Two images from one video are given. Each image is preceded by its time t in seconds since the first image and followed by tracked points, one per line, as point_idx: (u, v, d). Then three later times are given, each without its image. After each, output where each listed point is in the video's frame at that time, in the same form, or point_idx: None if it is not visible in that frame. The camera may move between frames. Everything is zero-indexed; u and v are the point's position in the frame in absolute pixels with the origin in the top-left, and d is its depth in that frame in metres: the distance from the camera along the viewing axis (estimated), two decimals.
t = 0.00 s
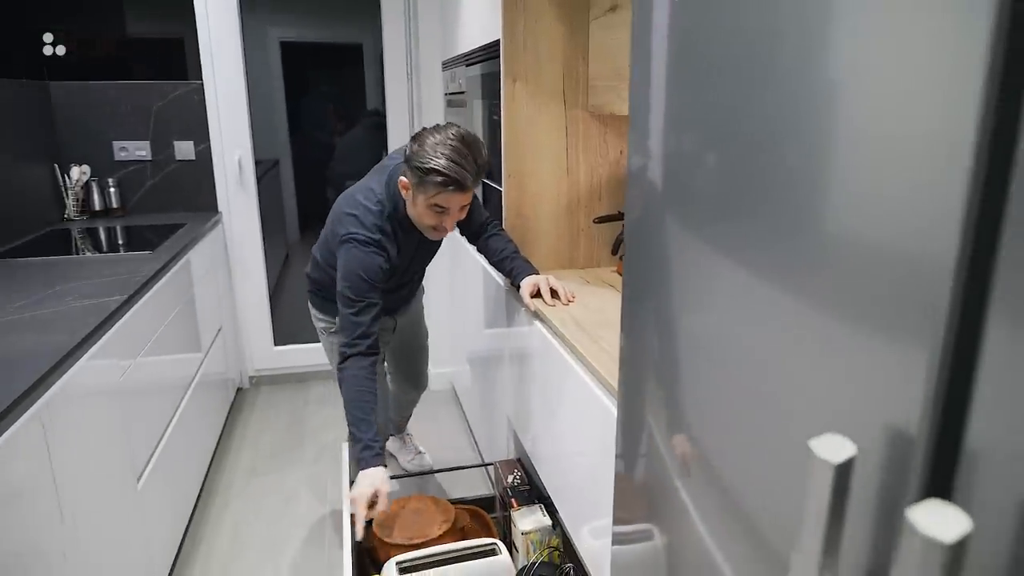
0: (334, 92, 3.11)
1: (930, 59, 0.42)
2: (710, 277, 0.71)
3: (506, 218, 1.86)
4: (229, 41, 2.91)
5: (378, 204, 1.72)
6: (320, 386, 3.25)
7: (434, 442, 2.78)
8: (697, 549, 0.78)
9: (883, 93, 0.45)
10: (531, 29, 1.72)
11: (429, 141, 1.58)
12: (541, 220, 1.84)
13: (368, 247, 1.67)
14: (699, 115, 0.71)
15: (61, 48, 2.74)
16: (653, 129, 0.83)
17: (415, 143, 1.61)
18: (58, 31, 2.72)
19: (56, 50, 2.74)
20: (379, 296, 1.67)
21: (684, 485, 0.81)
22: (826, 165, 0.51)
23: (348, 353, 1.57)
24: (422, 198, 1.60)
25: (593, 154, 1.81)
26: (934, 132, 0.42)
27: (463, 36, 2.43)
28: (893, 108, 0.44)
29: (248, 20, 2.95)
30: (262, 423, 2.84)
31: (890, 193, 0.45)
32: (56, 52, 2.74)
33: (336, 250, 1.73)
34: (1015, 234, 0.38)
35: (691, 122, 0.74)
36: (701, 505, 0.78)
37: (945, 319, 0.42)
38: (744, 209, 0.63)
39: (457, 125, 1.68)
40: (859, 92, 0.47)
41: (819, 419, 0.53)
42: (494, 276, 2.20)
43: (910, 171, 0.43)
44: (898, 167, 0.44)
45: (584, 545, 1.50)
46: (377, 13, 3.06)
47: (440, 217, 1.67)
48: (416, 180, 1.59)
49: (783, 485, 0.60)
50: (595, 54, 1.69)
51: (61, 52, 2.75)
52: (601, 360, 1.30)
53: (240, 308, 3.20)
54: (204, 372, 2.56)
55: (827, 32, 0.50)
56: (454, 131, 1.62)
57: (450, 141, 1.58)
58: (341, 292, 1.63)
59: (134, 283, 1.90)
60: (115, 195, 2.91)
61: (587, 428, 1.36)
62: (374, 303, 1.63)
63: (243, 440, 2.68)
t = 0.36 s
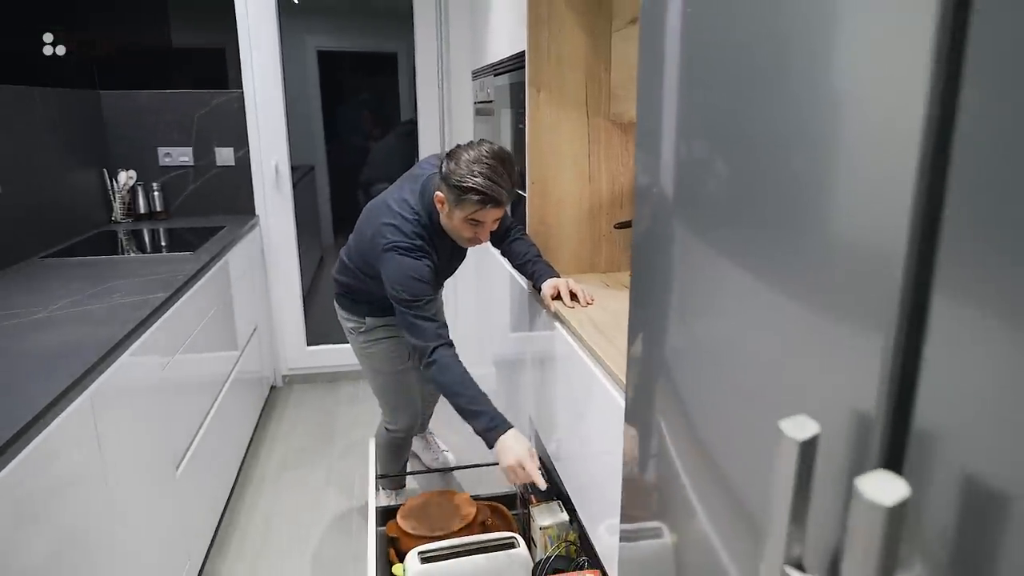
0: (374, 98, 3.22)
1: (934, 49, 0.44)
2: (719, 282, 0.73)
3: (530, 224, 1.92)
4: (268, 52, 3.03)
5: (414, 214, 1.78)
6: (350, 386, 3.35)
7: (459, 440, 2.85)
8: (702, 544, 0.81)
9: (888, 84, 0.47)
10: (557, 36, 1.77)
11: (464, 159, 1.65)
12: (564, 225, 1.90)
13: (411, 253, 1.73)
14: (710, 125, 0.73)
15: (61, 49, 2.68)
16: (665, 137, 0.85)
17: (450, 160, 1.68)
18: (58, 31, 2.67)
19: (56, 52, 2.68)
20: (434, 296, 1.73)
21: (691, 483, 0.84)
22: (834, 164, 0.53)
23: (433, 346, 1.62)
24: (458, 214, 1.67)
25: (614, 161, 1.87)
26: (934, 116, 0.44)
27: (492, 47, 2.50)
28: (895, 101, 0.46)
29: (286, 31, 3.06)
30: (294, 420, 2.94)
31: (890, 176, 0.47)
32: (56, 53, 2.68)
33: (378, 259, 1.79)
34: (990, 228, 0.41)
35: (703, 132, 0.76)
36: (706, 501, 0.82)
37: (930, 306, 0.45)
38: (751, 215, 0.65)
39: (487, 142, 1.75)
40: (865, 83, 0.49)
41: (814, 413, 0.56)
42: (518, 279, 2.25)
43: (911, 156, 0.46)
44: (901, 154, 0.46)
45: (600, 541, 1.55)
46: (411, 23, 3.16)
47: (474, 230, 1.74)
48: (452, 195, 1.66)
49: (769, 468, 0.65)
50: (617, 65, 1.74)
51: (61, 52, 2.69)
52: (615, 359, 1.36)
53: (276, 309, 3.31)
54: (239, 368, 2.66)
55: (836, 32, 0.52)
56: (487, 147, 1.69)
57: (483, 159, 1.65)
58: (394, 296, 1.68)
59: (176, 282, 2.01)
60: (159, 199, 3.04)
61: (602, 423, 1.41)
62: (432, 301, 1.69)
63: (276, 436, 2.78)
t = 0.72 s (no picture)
0: (410, 106, 3.32)
1: (950, 45, 0.45)
2: (735, 287, 0.75)
3: (556, 231, 1.98)
4: (308, 63, 3.16)
5: (438, 213, 1.86)
6: (382, 387, 3.44)
7: (486, 441, 2.91)
8: (714, 541, 0.85)
9: (883, 92, 0.50)
10: (584, 47, 1.84)
11: (483, 160, 1.73)
12: (590, 233, 1.95)
13: (432, 250, 1.81)
14: (723, 136, 0.77)
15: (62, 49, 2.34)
16: (681, 147, 0.90)
17: (472, 161, 1.76)
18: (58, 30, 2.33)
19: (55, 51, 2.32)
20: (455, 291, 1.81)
21: (707, 491, 0.86)
22: (857, 167, 0.54)
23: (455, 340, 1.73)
24: (475, 210, 1.75)
25: (638, 171, 1.92)
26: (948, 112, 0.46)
27: (523, 59, 2.58)
28: (890, 108, 0.49)
29: (325, 43, 3.19)
30: (328, 419, 3.03)
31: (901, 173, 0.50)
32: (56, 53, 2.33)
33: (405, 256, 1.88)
34: (977, 227, 0.44)
35: (720, 142, 0.79)
36: (723, 510, 0.83)
37: (912, 303, 0.49)
38: (760, 224, 0.68)
39: (509, 146, 1.83)
40: (881, 79, 0.50)
41: (819, 411, 0.58)
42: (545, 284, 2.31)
43: (931, 149, 0.47)
44: (895, 156, 0.49)
45: (619, 537, 1.59)
46: (445, 35, 3.25)
47: (492, 227, 1.81)
48: (470, 192, 1.74)
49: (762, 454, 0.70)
50: (642, 77, 1.80)
51: (62, 52, 2.35)
52: (634, 361, 1.41)
53: (311, 311, 3.42)
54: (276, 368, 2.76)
55: (854, 32, 0.54)
56: (506, 150, 1.76)
57: (500, 160, 1.72)
58: (417, 291, 1.77)
59: (220, 283, 2.12)
60: (203, 204, 3.17)
61: (621, 421, 1.47)
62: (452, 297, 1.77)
63: (310, 434, 2.87)
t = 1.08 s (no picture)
0: (438, 112, 3.39)
1: (952, 49, 0.48)
2: (751, 292, 0.78)
3: (580, 235, 2.03)
4: (341, 72, 3.27)
5: (460, 209, 1.96)
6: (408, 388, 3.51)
7: (509, 442, 2.97)
8: (721, 526, 0.90)
9: (868, 109, 0.55)
10: (608, 56, 1.89)
11: (497, 160, 1.81)
12: (612, 239, 2.00)
13: (451, 244, 1.91)
14: (733, 146, 0.82)
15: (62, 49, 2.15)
16: (694, 157, 0.95)
17: (488, 160, 1.84)
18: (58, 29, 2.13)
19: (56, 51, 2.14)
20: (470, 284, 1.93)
21: (716, 485, 0.90)
22: (860, 167, 0.57)
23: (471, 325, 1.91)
24: (483, 203, 1.83)
25: (660, 178, 1.97)
26: (946, 115, 0.49)
27: (549, 68, 2.64)
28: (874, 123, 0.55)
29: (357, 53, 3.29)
30: (356, 418, 3.11)
31: (899, 179, 0.53)
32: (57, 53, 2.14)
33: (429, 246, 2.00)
34: (982, 232, 0.46)
35: (734, 149, 0.82)
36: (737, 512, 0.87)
37: (896, 295, 0.54)
38: (764, 229, 0.74)
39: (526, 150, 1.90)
40: (874, 91, 0.55)
41: (824, 404, 0.62)
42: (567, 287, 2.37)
43: (914, 154, 0.51)
44: (879, 167, 0.55)
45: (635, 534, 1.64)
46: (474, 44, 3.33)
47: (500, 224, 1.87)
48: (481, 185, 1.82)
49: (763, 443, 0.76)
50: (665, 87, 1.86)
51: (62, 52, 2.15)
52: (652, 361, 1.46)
53: (341, 313, 3.52)
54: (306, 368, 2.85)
55: (866, 36, 0.56)
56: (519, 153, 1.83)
57: (512, 161, 1.79)
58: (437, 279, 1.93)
59: (255, 284, 2.22)
60: (239, 208, 3.28)
61: (639, 420, 1.52)
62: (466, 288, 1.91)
63: (338, 433, 2.95)
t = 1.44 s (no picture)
0: (452, 117, 3.45)
1: (918, 60, 0.51)
2: (752, 294, 0.81)
3: (588, 236, 2.08)
4: (357, 78, 3.34)
5: (474, 200, 2.01)
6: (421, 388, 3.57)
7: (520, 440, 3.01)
8: (720, 509, 0.94)
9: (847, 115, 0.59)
10: (617, 61, 1.94)
11: (506, 149, 1.87)
12: (620, 241, 2.05)
13: (459, 233, 1.98)
14: (731, 150, 0.87)
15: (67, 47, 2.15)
16: (696, 160, 1.00)
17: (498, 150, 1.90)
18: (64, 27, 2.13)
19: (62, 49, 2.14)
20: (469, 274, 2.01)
21: (715, 470, 0.95)
22: (841, 169, 0.61)
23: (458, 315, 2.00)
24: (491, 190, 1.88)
25: (667, 182, 2.02)
26: (940, 113, 0.50)
27: (561, 74, 2.70)
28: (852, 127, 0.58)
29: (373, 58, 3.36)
30: (369, 416, 3.18)
31: (876, 180, 0.56)
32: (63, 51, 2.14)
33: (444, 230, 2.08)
34: (985, 232, 0.46)
35: (733, 153, 0.86)
36: (736, 500, 0.91)
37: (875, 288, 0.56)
38: (758, 229, 0.78)
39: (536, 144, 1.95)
40: (853, 98, 0.59)
41: (814, 393, 0.64)
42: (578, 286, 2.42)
43: (887, 157, 0.55)
44: (857, 168, 0.58)
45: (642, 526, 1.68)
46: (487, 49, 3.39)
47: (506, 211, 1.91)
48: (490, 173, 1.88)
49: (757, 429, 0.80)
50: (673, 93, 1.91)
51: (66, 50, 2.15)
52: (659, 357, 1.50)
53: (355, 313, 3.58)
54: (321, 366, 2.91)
55: (851, 43, 0.59)
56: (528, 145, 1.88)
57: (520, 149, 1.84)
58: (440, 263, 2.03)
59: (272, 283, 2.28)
60: (256, 210, 3.35)
61: (645, 414, 1.56)
62: (462, 278, 2.00)
63: (352, 430, 3.01)
